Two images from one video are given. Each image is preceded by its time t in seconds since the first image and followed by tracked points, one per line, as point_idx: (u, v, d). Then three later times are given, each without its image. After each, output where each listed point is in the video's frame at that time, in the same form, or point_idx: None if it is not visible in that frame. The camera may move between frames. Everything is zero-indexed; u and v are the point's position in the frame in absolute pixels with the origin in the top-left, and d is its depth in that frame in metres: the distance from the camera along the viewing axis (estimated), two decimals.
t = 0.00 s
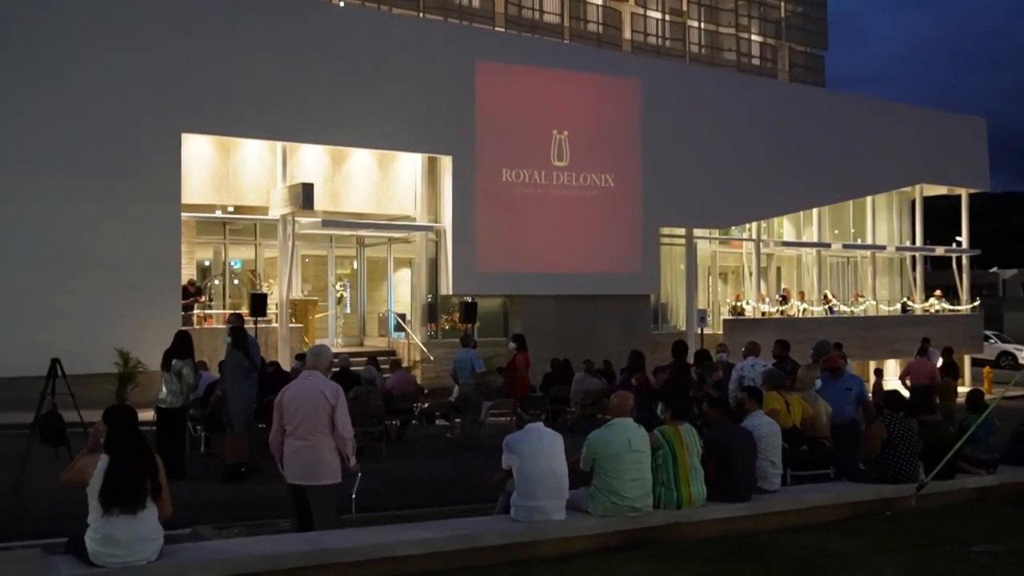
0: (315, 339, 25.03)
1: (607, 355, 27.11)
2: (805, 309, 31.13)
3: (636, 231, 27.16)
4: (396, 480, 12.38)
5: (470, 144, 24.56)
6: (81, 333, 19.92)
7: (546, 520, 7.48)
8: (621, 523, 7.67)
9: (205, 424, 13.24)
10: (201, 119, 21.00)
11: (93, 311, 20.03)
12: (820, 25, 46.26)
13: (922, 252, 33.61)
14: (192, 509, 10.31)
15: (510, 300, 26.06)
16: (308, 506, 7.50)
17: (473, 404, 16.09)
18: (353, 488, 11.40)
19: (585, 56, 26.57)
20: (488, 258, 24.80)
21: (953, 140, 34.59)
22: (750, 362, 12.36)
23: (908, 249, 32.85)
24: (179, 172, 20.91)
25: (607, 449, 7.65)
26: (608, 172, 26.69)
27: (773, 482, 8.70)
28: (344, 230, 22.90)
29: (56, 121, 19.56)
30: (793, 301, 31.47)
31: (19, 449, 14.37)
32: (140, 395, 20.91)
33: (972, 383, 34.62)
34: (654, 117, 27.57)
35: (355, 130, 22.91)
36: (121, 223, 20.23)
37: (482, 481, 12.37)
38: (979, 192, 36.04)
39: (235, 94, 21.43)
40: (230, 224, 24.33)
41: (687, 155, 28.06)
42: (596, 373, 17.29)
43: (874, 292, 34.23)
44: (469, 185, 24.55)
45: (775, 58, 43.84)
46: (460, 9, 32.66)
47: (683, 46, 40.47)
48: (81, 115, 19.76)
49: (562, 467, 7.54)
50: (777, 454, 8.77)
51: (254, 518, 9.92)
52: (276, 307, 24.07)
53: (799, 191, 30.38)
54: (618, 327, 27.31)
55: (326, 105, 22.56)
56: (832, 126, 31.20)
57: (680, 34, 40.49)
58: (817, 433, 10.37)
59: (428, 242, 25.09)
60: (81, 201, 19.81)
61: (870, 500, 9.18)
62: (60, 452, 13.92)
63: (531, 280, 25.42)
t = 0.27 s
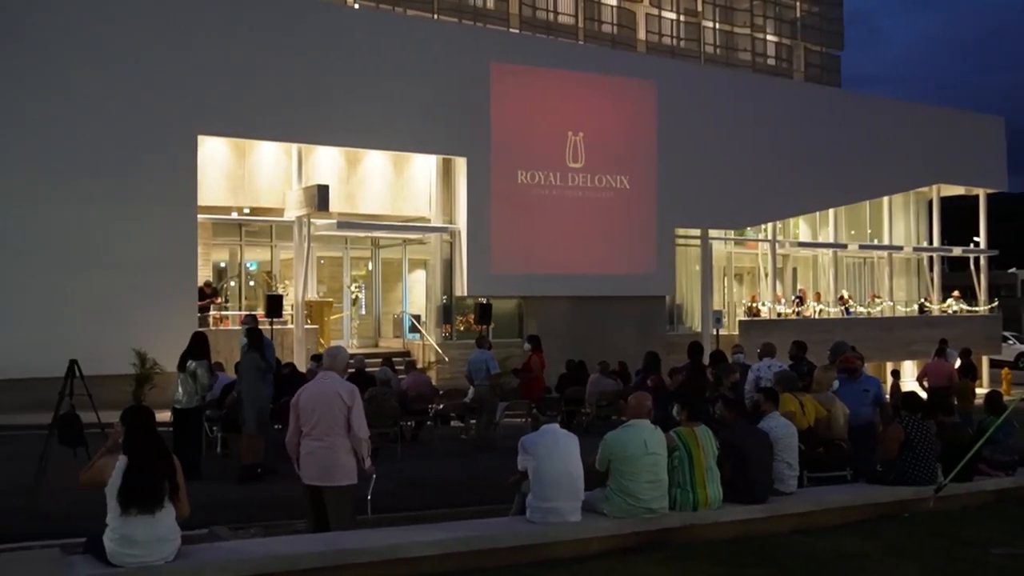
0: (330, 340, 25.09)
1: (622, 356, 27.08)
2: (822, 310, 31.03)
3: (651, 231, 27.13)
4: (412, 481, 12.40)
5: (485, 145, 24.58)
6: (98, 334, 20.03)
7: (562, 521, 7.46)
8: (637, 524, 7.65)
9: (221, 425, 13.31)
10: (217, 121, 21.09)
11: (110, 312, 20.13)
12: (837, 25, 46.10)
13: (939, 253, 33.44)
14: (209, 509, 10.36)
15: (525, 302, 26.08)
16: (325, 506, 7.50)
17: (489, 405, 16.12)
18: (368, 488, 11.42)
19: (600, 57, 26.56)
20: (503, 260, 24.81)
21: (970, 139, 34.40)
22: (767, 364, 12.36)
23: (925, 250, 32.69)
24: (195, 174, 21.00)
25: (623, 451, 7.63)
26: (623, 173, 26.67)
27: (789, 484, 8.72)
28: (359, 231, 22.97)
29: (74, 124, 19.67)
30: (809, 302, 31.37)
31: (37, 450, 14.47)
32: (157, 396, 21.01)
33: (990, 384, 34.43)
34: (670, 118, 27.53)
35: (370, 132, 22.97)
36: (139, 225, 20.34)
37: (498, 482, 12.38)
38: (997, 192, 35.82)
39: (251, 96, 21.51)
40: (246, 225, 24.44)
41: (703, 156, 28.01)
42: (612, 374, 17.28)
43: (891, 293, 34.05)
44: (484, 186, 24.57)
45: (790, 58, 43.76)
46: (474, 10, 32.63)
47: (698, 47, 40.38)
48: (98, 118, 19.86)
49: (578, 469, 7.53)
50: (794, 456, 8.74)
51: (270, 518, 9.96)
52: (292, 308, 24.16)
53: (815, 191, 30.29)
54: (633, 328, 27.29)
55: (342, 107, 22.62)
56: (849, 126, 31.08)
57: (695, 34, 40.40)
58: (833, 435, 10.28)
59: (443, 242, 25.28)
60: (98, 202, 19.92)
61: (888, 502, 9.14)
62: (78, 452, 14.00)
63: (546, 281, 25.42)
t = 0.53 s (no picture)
0: (343, 341, 25.11)
1: (635, 357, 27.07)
2: (835, 311, 30.99)
3: (664, 232, 27.09)
4: (425, 481, 12.42)
5: (497, 146, 24.59)
6: (112, 335, 20.12)
7: (574, 522, 7.45)
8: (650, 525, 7.63)
9: (234, 426, 13.35)
10: (230, 123, 21.18)
11: (124, 313, 20.22)
12: (850, 25, 46.00)
13: (953, 254, 33.30)
14: (223, 509, 10.40)
15: (537, 303, 26.11)
16: (337, 507, 7.51)
17: (501, 406, 16.12)
18: (380, 488, 11.44)
19: (611, 57, 26.53)
20: (515, 260, 24.81)
21: (984, 139, 34.26)
22: (779, 365, 12.46)
23: (939, 251, 32.55)
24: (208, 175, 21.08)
25: (636, 453, 7.62)
26: (635, 174, 26.62)
27: (803, 485, 8.68)
28: (371, 232, 23.01)
29: (87, 126, 19.77)
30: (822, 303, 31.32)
31: (51, 450, 14.54)
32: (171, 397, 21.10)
33: (1005, 386, 34.27)
34: (682, 119, 27.47)
35: (382, 133, 23.02)
36: (152, 226, 20.43)
37: (510, 482, 12.39)
38: (1012, 192, 35.63)
39: (263, 98, 21.59)
40: (258, 227, 24.51)
41: (715, 156, 27.96)
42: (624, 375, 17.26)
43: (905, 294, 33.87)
44: (496, 187, 24.58)
45: (803, 58, 43.73)
46: (487, 11, 32.48)
47: (711, 47, 40.30)
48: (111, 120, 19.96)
49: (590, 470, 7.52)
50: (808, 458, 8.71)
51: (284, 518, 9.99)
52: (305, 309, 24.23)
53: (828, 192, 30.20)
54: (646, 329, 27.30)
55: (353, 108, 22.68)
56: (862, 126, 30.98)
57: (707, 35, 40.31)
58: (847, 436, 10.25)
59: (455, 243, 25.09)
60: (111, 204, 20.02)
61: (902, 504, 9.10)
62: (92, 452, 14.06)
63: (558, 282, 25.39)
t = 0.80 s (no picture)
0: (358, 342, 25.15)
1: (651, 359, 27.07)
2: (851, 313, 31.25)
3: (680, 234, 27.05)
4: (441, 483, 12.44)
5: (512, 148, 24.60)
6: (129, 336, 20.21)
7: (590, 524, 7.44)
8: (666, 527, 7.61)
9: (250, 427, 13.40)
10: (247, 124, 21.26)
11: (141, 313, 20.32)
12: (865, 26, 45.85)
13: (971, 256, 33.13)
14: (241, 509, 10.46)
15: (552, 305, 26.14)
16: (354, 508, 7.54)
17: (517, 408, 15.94)
18: (396, 489, 11.46)
19: (626, 59, 26.50)
20: (530, 261, 24.81)
21: (1001, 140, 34.11)
22: (795, 367, 12.58)
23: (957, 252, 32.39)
24: (225, 177, 21.17)
25: (654, 455, 7.59)
26: (651, 176, 26.59)
27: (819, 488, 8.63)
28: (388, 233, 23.07)
29: (105, 127, 19.86)
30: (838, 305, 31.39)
31: (69, 450, 14.61)
32: (188, 397, 21.21)
33: None
34: (697, 121, 27.42)
35: (398, 135, 23.06)
36: (169, 227, 20.52)
37: (526, 484, 12.41)
38: None
39: (279, 100, 21.66)
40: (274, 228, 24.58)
41: (731, 158, 27.90)
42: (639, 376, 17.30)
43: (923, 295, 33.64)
44: (512, 189, 24.60)
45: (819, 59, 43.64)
46: (502, 12, 31.95)
47: (726, 48, 40.11)
48: (129, 122, 20.04)
49: (606, 472, 7.51)
50: (825, 460, 8.67)
51: (301, 519, 10.03)
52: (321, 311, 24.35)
53: (844, 193, 30.10)
54: (662, 331, 27.31)
55: (370, 110, 22.74)
56: (879, 128, 30.86)
57: (723, 36, 40.19)
58: (862, 438, 10.20)
59: (471, 244, 25.28)
60: (129, 205, 20.09)
61: (920, 507, 9.06)
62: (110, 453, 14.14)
63: (574, 284, 25.39)
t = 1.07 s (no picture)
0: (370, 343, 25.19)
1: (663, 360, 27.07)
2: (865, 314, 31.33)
3: (693, 235, 27.02)
4: (454, 484, 12.46)
5: (524, 149, 24.61)
6: (143, 336, 20.31)
7: (602, 526, 7.41)
8: (679, 529, 7.60)
9: (263, 427, 13.45)
10: (258, 126, 21.35)
11: (154, 315, 20.41)
12: (879, 26, 45.71)
13: (986, 257, 32.98)
14: (254, 510, 10.50)
15: (564, 306, 26.17)
16: (366, 509, 7.54)
17: (529, 409, 15.88)
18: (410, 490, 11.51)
19: (638, 60, 26.47)
20: (541, 262, 24.81)
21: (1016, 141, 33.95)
22: (809, 368, 12.54)
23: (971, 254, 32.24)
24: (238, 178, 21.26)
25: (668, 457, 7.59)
26: (663, 177, 26.55)
27: (833, 490, 8.58)
28: (400, 234, 23.11)
29: (120, 129, 19.98)
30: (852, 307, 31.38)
31: (83, 450, 14.70)
32: (201, 397, 21.30)
33: None
34: (710, 121, 27.38)
35: (411, 136, 23.13)
36: (183, 228, 20.62)
37: (538, 485, 12.42)
38: None
39: (292, 101, 21.75)
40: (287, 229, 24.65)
41: (743, 159, 27.83)
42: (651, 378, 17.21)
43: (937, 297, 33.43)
44: (524, 190, 24.60)
45: (832, 59, 43.55)
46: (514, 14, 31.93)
47: (739, 49, 40.02)
48: (143, 123, 20.17)
49: (619, 474, 7.50)
50: (839, 462, 8.62)
51: (313, 519, 10.06)
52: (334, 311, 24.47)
53: (857, 195, 30.01)
54: (674, 332, 27.30)
55: (381, 111, 22.80)
56: (893, 129, 30.76)
57: (736, 37, 40.05)
58: (874, 439, 10.18)
59: (482, 245, 25.38)
60: (143, 206, 20.21)
61: (933, 510, 9.02)
62: (124, 453, 14.22)
63: (586, 285, 25.37)
